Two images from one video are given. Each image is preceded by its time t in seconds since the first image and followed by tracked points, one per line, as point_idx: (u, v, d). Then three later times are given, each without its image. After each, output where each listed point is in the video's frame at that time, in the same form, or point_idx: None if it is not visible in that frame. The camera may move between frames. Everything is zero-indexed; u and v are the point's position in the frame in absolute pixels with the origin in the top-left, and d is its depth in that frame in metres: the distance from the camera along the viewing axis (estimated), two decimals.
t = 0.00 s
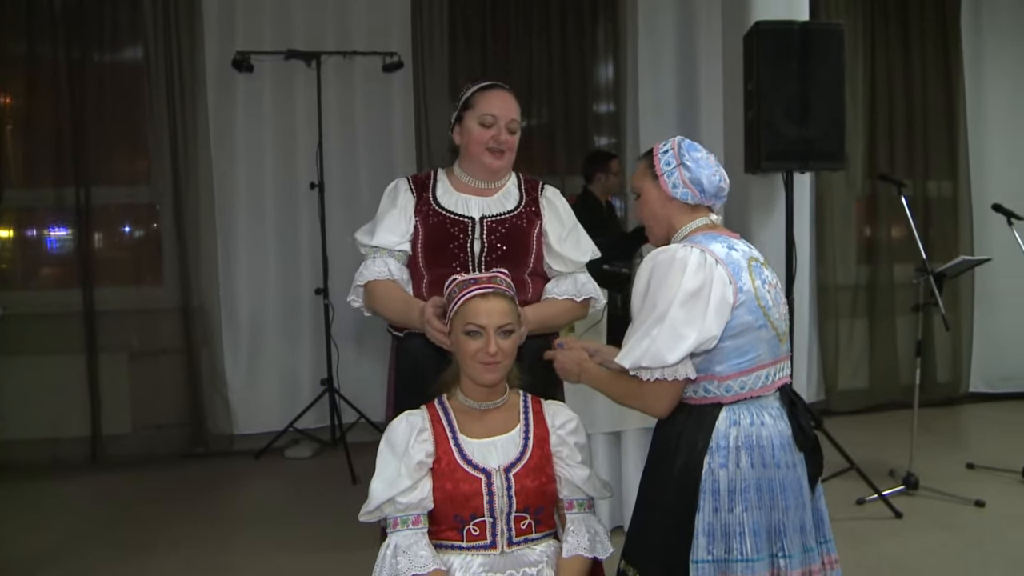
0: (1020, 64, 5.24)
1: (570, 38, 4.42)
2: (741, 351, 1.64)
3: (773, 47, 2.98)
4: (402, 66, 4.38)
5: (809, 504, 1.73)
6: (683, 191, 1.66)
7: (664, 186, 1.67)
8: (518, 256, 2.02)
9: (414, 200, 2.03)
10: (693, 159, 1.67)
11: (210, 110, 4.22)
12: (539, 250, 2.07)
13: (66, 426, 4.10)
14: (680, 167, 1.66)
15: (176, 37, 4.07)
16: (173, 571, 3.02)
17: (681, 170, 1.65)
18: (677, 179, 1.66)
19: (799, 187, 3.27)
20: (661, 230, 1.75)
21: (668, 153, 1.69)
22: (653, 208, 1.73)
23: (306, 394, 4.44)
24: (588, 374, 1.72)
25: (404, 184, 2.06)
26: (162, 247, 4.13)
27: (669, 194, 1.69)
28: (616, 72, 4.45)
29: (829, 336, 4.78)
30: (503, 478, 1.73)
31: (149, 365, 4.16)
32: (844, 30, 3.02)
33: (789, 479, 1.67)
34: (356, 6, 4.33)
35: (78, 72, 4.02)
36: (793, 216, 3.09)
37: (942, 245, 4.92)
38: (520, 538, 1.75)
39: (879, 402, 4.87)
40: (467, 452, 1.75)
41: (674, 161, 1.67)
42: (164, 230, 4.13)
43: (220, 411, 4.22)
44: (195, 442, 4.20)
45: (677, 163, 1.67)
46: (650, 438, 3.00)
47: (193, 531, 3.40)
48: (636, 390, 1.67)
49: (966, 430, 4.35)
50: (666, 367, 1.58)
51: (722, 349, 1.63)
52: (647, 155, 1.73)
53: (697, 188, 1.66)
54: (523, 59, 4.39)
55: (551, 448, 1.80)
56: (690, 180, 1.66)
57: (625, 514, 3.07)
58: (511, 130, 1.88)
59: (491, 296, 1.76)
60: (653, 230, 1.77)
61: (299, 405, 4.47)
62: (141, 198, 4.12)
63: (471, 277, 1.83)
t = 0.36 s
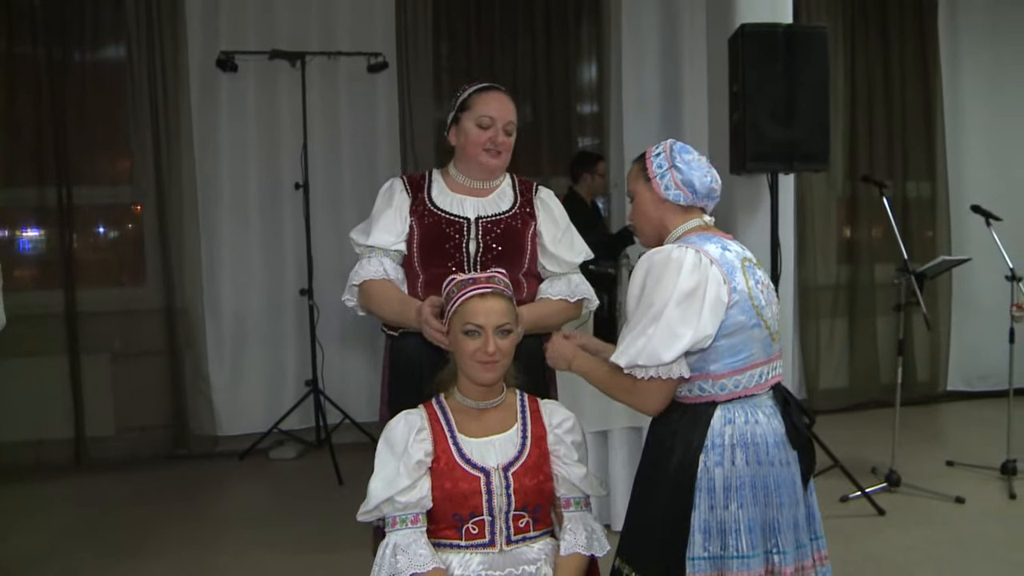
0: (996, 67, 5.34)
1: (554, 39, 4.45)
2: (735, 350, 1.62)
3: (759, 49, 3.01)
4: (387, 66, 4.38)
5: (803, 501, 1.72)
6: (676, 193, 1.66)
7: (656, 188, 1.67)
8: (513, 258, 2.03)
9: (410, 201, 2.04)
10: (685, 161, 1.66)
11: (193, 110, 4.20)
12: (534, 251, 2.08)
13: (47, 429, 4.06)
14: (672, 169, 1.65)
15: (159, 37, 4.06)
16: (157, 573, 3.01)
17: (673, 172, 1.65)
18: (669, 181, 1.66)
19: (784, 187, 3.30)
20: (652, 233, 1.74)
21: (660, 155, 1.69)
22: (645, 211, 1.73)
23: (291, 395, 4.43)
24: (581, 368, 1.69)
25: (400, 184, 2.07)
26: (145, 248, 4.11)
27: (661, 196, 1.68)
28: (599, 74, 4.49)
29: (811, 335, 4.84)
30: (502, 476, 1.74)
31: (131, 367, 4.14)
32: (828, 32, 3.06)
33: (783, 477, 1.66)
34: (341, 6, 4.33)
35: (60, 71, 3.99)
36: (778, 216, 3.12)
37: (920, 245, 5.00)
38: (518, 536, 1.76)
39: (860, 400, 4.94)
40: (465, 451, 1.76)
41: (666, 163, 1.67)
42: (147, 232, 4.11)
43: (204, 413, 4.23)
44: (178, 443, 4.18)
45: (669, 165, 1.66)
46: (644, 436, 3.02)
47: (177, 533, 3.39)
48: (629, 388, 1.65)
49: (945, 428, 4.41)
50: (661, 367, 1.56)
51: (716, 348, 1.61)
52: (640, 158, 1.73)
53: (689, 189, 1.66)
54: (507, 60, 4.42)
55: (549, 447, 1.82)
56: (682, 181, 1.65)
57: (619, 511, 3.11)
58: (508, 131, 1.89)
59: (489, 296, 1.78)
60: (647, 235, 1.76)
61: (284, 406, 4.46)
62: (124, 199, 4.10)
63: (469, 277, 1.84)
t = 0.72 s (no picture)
0: (969, 68, 5.43)
1: (536, 39, 4.48)
2: (731, 349, 1.62)
3: (741, 50, 3.06)
4: (369, 66, 4.38)
5: (795, 500, 1.72)
6: (669, 193, 1.66)
7: (651, 189, 1.67)
8: (505, 257, 2.05)
9: (401, 200, 2.03)
10: (679, 162, 1.68)
11: (174, 110, 4.18)
12: (526, 251, 2.09)
13: (27, 432, 4.01)
14: (666, 170, 1.67)
15: (139, 36, 4.04)
16: None
17: (667, 173, 1.66)
18: (663, 182, 1.67)
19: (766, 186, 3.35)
20: (649, 234, 1.75)
21: (654, 156, 1.69)
22: (640, 213, 1.73)
23: (274, 396, 4.42)
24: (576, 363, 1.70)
25: (391, 184, 2.06)
26: (125, 250, 4.09)
27: (655, 197, 1.69)
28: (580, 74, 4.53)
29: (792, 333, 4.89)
30: (499, 475, 1.75)
31: (111, 369, 4.10)
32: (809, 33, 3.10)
33: (776, 476, 1.66)
34: (323, 5, 4.32)
35: (38, 71, 3.95)
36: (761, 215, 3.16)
37: (895, 244, 5.08)
38: (515, 534, 1.77)
39: (839, 397, 5.00)
40: (462, 450, 1.77)
41: (660, 164, 1.68)
42: (127, 233, 4.08)
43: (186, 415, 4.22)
44: (160, 446, 4.16)
45: (663, 166, 1.68)
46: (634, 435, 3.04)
47: (161, 537, 3.36)
48: (622, 386, 1.65)
49: (924, 424, 4.46)
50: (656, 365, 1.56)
51: (711, 347, 1.62)
52: (634, 161, 1.74)
53: (682, 189, 1.66)
54: (489, 61, 4.44)
55: (544, 445, 1.83)
56: (676, 182, 1.66)
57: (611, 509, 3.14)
58: (502, 129, 1.90)
59: (484, 295, 1.79)
60: (644, 238, 1.77)
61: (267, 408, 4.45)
62: (104, 199, 4.06)
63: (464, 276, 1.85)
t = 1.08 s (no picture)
0: (939, 71, 5.51)
1: (514, 40, 4.49)
2: (722, 348, 1.63)
3: (722, 52, 3.08)
4: (347, 66, 4.37)
5: (786, 498, 1.72)
6: (662, 193, 1.68)
7: (644, 190, 1.69)
8: (495, 258, 2.05)
9: (391, 200, 2.03)
10: (671, 163, 1.70)
11: (150, 110, 4.15)
12: (513, 252, 2.10)
13: None
14: (659, 170, 1.68)
15: (113, 35, 4.00)
16: None
17: (660, 173, 1.68)
18: (655, 182, 1.69)
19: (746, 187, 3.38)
20: (641, 234, 1.76)
21: (646, 157, 1.71)
22: (632, 213, 1.75)
23: (252, 397, 4.41)
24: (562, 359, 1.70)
25: (381, 183, 2.06)
26: (99, 250, 4.04)
27: (648, 197, 1.70)
28: (558, 76, 4.56)
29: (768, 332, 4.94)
30: (491, 474, 1.75)
31: (86, 372, 4.05)
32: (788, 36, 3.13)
33: (768, 474, 1.66)
34: (301, 5, 4.31)
35: (9, 69, 3.88)
36: (740, 216, 3.19)
37: (868, 244, 5.15)
38: (508, 533, 1.77)
39: (814, 395, 5.05)
40: (454, 449, 1.77)
41: (652, 166, 1.70)
42: (102, 233, 4.04)
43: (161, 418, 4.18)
44: (136, 448, 4.13)
45: (655, 167, 1.70)
46: (616, 435, 3.10)
47: (139, 540, 3.32)
48: (610, 380, 1.64)
49: (897, 421, 4.52)
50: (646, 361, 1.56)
51: (703, 345, 1.61)
52: (626, 162, 1.76)
53: (675, 190, 1.68)
54: (468, 61, 4.44)
55: (535, 444, 1.84)
56: (669, 182, 1.68)
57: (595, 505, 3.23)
58: (499, 138, 1.95)
59: (477, 295, 1.79)
60: (637, 238, 1.78)
61: (244, 409, 4.43)
62: (78, 199, 4.01)
63: (454, 277, 1.85)
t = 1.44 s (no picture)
0: (909, 72, 5.59)
1: (492, 41, 4.51)
2: (714, 346, 1.63)
3: (702, 54, 3.11)
4: (325, 66, 4.37)
5: (776, 495, 1.74)
6: (655, 194, 1.69)
7: (637, 189, 1.70)
8: (485, 259, 2.07)
9: (382, 198, 2.04)
10: (664, 164, 1.71)
11: (125, 109, 4.12)
12: (504, 253, 2.12)
13: None
14: (652, 171, 1.70)
15: (87, 33, 3.95)
16: None
17: (653, 174, 1.69)
18: (649, 183, 1.70)
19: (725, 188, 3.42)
20: (631, 232, 1.78)
21: (639, 157, 1.72)
22: (624, 213, 1.76)
23: (229, 399, 4.39)
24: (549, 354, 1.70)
25: (372, 180, 2.07)
26: (72, 251, 3.99)
27: (641, 197, 1.72)
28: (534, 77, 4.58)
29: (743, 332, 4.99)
30: (485, 474, 1.76)
31: (59, 374, 4.00)
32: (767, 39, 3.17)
33: (759, 472, 1.68)
34: (278, 5, 4.30)
35: None
36: (719, 216, 3.23)
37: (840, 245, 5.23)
38: (501, 533, 1.78)
39: (789, 394, 5.11)
40: (447, 449, 1.77)
41: (645, 166, 1.71)
42: (75, 234, 3.99)
43: (136, 421, 4.14)
44: (111, 451, 4.09)
45: (649, 167, 1.71)
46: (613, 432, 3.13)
47: (117, 544, 3.29)
48: (583, 369, 1.62)
49: (870, 419, 4.58)
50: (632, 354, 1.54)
51: (695, 343, 1.61)
52: (618, 161, 1.76)
53: (668, 191, 1.69)
54: (445, 61, 4.44)
55: (527, 443, 1.85)
56: (662, 183, 1.69)
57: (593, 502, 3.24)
58: (491, 142, 1.98)
59: (469, 296, 1.80)
60: (627, 236, 1.79)
61: (221, 411, 4.40)
62: (51, 199, 3.96)
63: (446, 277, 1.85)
